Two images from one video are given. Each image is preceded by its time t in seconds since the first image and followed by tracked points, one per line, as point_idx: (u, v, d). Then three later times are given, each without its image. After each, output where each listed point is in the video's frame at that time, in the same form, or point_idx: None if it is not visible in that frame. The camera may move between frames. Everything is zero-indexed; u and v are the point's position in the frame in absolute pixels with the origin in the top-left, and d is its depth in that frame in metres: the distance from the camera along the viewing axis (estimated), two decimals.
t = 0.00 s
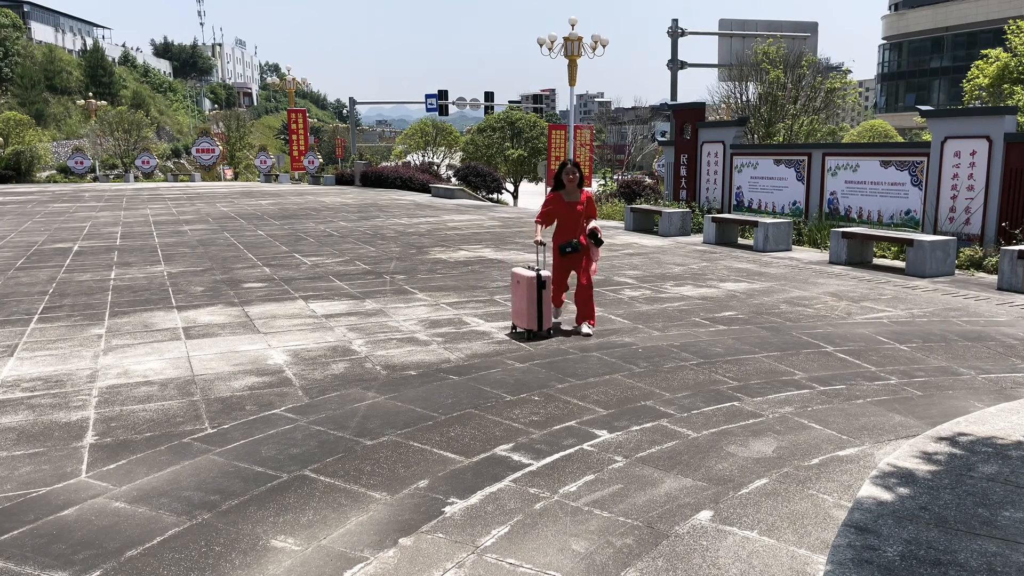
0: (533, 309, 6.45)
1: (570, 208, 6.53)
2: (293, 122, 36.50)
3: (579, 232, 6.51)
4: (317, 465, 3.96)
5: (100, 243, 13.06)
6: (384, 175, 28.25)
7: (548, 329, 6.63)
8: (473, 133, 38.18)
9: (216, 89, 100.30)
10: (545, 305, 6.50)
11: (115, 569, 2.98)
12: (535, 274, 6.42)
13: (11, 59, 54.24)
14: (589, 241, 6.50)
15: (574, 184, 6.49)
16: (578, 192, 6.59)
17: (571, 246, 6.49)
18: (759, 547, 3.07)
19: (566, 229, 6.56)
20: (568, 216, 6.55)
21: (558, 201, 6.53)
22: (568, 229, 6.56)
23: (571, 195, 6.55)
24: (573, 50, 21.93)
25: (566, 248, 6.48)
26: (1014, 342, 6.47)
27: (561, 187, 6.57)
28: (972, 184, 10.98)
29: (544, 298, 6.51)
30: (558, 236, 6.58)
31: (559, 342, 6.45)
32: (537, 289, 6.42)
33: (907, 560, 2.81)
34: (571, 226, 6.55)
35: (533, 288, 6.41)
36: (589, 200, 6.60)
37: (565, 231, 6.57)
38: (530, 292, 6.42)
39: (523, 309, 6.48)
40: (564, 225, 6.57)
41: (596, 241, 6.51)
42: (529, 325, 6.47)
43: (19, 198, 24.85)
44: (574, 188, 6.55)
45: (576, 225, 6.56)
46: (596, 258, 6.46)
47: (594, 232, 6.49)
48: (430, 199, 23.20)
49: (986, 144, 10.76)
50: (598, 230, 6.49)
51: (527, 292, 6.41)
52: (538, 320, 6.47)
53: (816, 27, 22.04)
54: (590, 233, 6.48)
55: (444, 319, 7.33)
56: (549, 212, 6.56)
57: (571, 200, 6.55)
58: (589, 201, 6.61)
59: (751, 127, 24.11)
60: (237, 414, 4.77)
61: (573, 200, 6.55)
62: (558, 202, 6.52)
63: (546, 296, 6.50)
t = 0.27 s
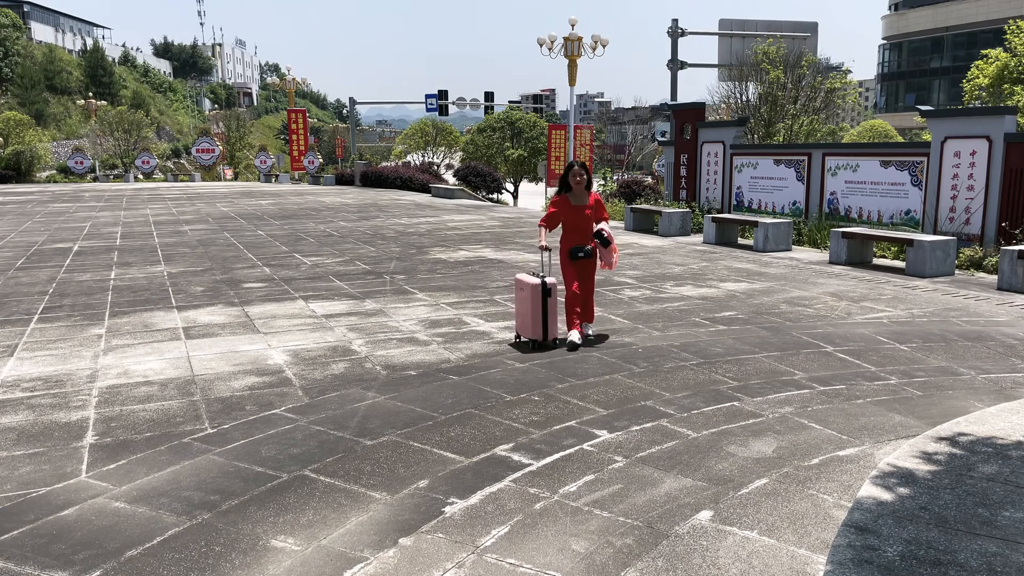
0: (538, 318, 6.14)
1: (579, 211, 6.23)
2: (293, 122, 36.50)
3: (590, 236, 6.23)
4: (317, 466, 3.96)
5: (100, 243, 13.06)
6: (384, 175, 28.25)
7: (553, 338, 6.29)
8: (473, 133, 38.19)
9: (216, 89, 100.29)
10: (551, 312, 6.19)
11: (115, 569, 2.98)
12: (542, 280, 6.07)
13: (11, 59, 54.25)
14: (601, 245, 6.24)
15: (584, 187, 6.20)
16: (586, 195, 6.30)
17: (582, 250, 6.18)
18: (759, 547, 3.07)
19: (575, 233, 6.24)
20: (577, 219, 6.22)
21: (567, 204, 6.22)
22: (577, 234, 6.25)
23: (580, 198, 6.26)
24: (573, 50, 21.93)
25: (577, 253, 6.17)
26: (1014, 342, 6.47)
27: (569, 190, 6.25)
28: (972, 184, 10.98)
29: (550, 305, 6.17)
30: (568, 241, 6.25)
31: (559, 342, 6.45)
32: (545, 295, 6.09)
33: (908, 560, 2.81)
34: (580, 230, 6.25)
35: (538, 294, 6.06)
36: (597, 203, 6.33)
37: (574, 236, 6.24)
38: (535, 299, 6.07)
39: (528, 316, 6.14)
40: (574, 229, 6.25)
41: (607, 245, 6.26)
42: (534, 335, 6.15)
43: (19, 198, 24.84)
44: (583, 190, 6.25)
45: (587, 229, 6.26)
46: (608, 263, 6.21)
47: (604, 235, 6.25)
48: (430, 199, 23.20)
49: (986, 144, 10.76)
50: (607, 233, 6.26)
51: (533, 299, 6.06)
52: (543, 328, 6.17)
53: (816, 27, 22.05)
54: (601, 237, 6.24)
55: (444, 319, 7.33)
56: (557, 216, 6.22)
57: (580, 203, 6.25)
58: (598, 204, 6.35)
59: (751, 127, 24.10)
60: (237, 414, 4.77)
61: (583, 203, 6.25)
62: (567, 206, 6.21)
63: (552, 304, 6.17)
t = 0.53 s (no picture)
0: (544, 328, 5.74)
1: (580, 213, 5.89)
2: (293, 122, 36.51)
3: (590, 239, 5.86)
4: (317, 466, 3.96)
5: (100, 244, 13.07)
6: (384, 175, 28.25)
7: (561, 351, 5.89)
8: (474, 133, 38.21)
9: (216, 89, 100.31)
10: (559, 323, 5.80)
11: (115, 569, 2.98)
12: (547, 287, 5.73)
13: (11, 59, 54.27)
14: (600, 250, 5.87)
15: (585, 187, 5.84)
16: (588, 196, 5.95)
17: (582, 255, 5.82)
18: (759, 547, 3.07)
19: (575, 237, 5.91)
20: (578, 222, 5.90)
21: (567, 206, 5.89)
22: (578, 237, 5.91)
23: (581, 200, 5.91)
24: (573, 50, 21.95)
25: (576, 258, 5.81)
26: (1014, 342, 6.47)
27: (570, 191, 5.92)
28: (972, 185, 10.98)
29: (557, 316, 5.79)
30: (568, 245, 5.91)
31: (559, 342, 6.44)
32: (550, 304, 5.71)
33: (908, 560, 2.81)
34: (581, 233, 5.91)
35: (545, 303, 5.69)
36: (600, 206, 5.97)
37: (575, 240, 5.91)
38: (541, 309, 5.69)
39: (534, 327, 5.76)
40: (574, 232, 5.91)
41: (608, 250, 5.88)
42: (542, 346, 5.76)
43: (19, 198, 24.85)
44: (585, 191, 5.88)
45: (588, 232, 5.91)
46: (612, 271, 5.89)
47: (603, 238, 5.88)
48: (430, 199, 23.22)
49: (986, 144, 10.76)
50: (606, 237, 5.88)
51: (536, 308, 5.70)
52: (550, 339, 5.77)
53: (816, 27, 22.06)
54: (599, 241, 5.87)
55: (444, 319, 7.33)
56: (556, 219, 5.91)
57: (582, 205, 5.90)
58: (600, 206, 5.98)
59: (751, 127, 24.10)
60: (237, 414, 4.77)
61: (584, 204, 5.90)
62: (567, 208, 5.88)
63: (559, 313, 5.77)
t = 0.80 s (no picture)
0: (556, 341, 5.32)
1: (587, 219, 5.60)
2: (293, 122, 36.52)
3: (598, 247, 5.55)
4: (318, 465, 3.96)
5: (100, 243, 13.07)
6: (384, 175, 28.25)
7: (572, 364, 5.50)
8: (474, 133, 38.21)
9: (216, 90, 100.31)
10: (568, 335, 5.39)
11: (115, 569, 2.98)
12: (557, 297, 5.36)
13: (11, 59, 54.27)
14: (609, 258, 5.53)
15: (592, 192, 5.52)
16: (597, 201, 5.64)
17: (589, 263, 5.51)
18: (759, 547, 3.07)
19: (583, 244, 5.63)
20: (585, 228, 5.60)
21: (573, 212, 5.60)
22: (585, 244, 5.62)
23: (589, 205, 5.61)
24: (573, 50, 21.95)
25: (581, 267, 5.52)
26: (1015, 342, 6.47)
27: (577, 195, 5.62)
28: (972, 184, 10.99)
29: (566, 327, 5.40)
30: (575, 253, 5.64)
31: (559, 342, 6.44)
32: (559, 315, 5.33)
33: (907, 560, 2.81)
34: (588, 240, 5.62)
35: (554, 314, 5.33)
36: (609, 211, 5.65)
37: (582, 247, 5.63)
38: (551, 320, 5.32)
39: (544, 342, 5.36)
40: (581, 239, 5.62)
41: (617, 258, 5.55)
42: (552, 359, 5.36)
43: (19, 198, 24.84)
44: (592, 197, 5.57)
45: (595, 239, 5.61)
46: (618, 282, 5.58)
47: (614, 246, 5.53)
48: (430, 199, 23.22)
49: (986, 144, 10.76)
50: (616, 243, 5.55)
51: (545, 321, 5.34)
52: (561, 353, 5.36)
53: (816, 27, 22.07)
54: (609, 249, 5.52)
55: (444, 319, 7.33)
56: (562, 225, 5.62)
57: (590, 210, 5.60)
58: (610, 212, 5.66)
59: (751, 127, 24.10)
60: (237, 414, 4.77)
61: (592, 210, 5.60)
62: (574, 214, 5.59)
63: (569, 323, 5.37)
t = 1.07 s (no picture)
0: (562, 352, 5.04)
1: (599, 220, 5.32)
2: (292, 122, 36.52)
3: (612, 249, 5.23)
4: (318, 466, 3.96)
5: (100, 243, 13.07)
6: (384, 175, 28.25)
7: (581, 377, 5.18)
8: (474, 133, 38.20)
9: (216, 90, 100.29)
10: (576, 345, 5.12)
11: (115, 569, 2.98)
12: (565, 306, 5.06)
13: (11, 59, 54.26)
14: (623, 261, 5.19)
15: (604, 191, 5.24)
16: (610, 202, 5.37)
17: (601, 267, 5.19)
18: (759, 547, 3.07)
19: (595, 247, 5.32)
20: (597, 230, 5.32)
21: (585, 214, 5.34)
22: (598, 247, 5.31)
23: (602, 206, 5.33)
24: (573, 50, 21.95)
25: (593, 270, 5.20)
26: (1015, 342, 6.47)
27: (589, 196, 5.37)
28: (972, 184, 10.98)
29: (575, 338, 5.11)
30: (587, 257, 5.33)
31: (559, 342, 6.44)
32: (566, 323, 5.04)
33: (907, 561, 2.81)
34: (601, 244, 5.30)
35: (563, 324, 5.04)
36: (623, 213, 5.37)
37: (594, 251, 5.32)
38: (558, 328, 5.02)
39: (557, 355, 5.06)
40: (593, 242, 5.31)
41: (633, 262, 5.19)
42: (560, 373, 5.05)
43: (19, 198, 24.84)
44: (604, 197, 5.29)
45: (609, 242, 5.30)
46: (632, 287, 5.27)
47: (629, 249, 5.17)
48: (430, 199, 23.21)
49: (986, 144, 10.76)
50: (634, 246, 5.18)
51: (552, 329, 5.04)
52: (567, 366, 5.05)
53: (816, 27, 22.07)
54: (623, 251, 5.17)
55: (444, 319, 7.33)
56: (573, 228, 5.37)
57: (602, 212, 5.33)
58: (624, 214, 5.38)
59: (751, 126, 24.09)
60: (237, 414, 4.77)
61: (604, 211, 5.33)
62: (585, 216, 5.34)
63: (578, 334, 5.11)
